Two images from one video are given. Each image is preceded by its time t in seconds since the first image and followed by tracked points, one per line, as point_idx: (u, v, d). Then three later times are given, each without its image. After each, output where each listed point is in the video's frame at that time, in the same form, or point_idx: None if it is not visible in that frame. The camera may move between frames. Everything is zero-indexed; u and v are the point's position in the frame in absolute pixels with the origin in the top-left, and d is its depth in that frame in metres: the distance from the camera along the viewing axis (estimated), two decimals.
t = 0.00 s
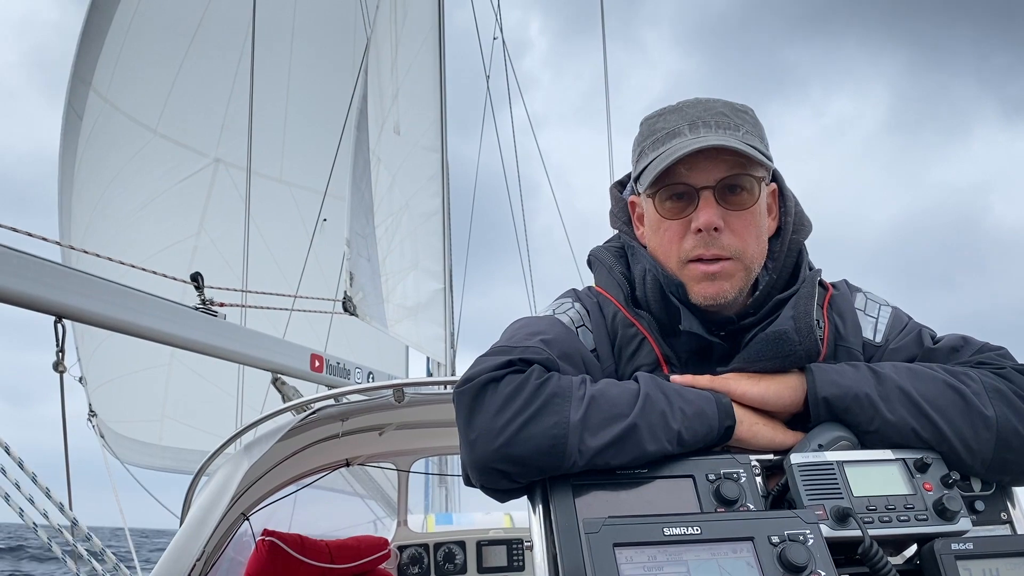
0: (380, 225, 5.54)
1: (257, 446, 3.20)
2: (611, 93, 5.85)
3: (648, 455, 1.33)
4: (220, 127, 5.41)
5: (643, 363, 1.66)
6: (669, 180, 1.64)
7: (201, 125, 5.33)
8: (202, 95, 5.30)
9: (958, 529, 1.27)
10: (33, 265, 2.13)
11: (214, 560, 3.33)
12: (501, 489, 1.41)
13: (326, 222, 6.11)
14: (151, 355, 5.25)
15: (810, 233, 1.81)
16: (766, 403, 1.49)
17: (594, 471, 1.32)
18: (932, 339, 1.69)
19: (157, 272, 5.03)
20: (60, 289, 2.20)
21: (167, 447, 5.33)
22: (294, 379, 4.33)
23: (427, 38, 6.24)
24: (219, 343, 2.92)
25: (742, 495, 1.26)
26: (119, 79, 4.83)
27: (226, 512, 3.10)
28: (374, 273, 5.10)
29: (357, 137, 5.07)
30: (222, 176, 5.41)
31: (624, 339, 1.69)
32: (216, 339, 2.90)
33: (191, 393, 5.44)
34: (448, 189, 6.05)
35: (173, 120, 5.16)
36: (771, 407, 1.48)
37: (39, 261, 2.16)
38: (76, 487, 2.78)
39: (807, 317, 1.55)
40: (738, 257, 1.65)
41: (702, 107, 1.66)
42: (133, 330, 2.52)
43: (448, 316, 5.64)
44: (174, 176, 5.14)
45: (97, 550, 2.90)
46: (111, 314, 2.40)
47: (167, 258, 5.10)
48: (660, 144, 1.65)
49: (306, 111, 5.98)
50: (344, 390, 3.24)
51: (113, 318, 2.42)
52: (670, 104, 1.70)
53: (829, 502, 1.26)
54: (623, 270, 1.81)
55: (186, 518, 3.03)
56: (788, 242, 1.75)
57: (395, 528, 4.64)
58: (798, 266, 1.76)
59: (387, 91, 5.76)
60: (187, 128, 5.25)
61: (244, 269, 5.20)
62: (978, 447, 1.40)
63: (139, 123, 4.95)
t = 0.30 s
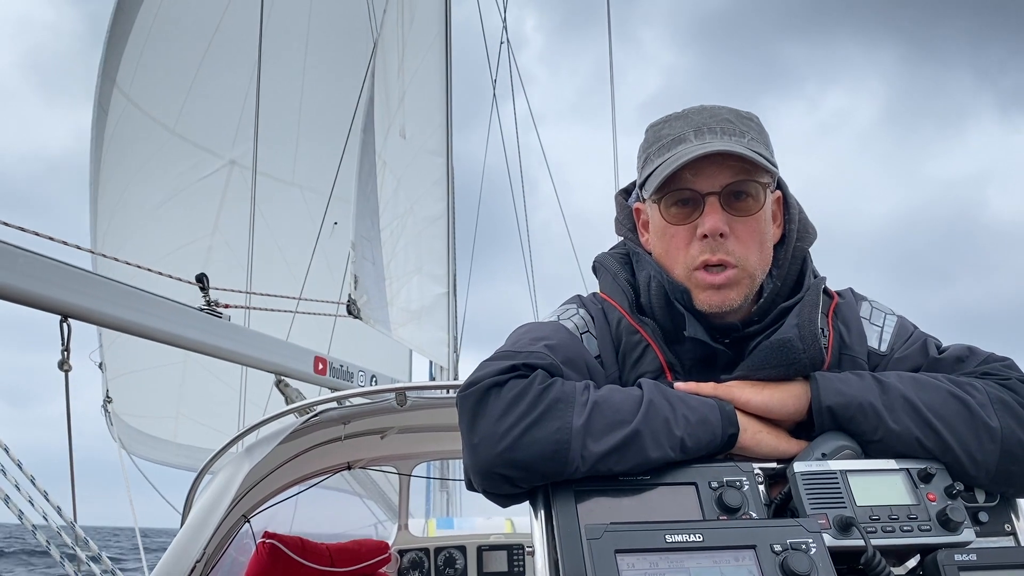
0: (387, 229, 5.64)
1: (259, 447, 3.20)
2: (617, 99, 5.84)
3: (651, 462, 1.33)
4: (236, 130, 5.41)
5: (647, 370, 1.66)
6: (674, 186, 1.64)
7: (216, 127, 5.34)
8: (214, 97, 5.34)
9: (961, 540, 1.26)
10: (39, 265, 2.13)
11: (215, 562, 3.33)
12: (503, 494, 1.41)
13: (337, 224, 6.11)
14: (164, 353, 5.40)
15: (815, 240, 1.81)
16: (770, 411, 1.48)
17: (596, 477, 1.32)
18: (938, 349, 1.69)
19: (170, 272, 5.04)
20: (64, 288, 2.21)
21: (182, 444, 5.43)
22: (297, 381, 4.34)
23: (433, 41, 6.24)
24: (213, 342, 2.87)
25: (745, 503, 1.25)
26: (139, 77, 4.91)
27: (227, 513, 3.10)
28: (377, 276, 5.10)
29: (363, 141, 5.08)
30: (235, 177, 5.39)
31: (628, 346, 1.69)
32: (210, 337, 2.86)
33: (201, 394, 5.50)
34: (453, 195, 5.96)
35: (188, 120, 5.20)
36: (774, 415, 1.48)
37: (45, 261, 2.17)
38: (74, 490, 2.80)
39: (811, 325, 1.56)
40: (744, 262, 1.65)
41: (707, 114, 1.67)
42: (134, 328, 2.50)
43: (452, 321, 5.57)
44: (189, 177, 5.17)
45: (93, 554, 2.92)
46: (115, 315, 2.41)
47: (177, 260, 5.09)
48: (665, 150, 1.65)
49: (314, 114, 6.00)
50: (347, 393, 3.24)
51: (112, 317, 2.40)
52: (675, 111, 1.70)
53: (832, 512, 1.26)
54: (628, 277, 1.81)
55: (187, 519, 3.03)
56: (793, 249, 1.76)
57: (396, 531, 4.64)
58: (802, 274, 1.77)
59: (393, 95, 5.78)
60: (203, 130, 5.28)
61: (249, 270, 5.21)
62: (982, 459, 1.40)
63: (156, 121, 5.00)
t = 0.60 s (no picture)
0: (387, 225, 5.49)
1: (255, 440, 3.20)
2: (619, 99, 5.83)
3: (642, 457, 1.32)
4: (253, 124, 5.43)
5: (642, 367, 1.66)
6: (672, 183, 1.64)
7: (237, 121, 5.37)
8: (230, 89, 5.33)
9: (954, 541, 1.25)
10: (40, 256, 2.12)
11: (209, 555, 3.32)
12: (495, 487, 1.40)
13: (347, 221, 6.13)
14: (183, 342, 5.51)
15: (813, 238, 1.81)
16: (764, 408, 1.48)
17: (588, 471, 1.31)
18: (935, 349, 1.68)
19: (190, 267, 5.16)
20: (65, 279, 2.20)
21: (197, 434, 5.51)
22: (295, 377, 4.34)
23: (437, 38, 6.23)
24: (212, 335, 2.87)
25: (737, 500, 1.25)
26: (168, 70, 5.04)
27: (222, 506, 3.09)
28: (379, 273, 5.09)
29: (367, 138, 5.09)
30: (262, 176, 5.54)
31: (624, 342, 1.69)
32: (208, 331, 2.85)
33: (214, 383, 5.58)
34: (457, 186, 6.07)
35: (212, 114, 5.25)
36: (768, 413, 1.48)
37: (47, 252, 2.16)
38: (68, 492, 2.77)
39: (807, 323, 1.55)
40: (742, 259, 1.64)
41: (705, 111, 1.66)
42: (134, 321, 2.50)
43: (452, 319, 5.65)
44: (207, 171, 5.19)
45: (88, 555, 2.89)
46: (116, 307, 2.40)
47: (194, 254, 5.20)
48: (663, 147, 1.65)
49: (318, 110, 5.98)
50: (344, 387, 3.24)
51: (112, 308, 2.39)
52: (674, 108, 1.69)
53: (824, 510, 1.25)
54: (626, 274, 1.80)
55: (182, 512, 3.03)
56: (790, 247, 1.75)
57: (393, 528, 4.68)
58: (800, 272, 1.76)
59: (397, 92, 5.79)
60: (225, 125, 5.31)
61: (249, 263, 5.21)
62: (976, 460, 1.39)
63: (178, 113, 5.09)
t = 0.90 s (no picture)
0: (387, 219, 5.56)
1: (249, 433, 3.20)
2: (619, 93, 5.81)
3: (633, 453, 1.32)
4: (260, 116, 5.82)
5: (634, 363, 1.66)
6: (667, 179, 1.63)
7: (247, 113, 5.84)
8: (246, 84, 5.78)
9: (942, 538, 1.26)
10: (43, 246, 2.11)
11: (204, 548, 3.32)
12: (486, 482, 1.40)
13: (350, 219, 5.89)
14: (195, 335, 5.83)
15: (806, 235, 1.81)
16: (755, 405, 1.48)
17: (578, 467, 1.31)
18: (928, 348, 1.68)
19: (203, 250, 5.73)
20: (69, 270, 2.20)
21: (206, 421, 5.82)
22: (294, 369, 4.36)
23: (437, 30, 6.19)
24: (215, 329, 2.88)
25: (726, 497, 1.25)
26: (196, 73, 5.79)
27: (216, 499, 3.09)
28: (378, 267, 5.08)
29: (365, 131, 5.08)
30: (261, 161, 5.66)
31: (617, 338, 1.69)
32: (211, 323, 2.86)
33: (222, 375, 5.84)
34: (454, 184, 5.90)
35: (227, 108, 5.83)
36: (759, 410, 1.48)
37: (52, 242, 2.15)
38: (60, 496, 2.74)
39: (799, 320, 1.55)
40: (737, 256, 1.64)
41: (700, 108, 1.66)
42: (140, 313, 2.50)
43: (449, 313, 5.54)
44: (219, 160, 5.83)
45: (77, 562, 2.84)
46: (120, 298, 2.40)
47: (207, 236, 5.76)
48: (657, 144, 1.65)
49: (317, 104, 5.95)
50: (340, 380, 3.24)
51: (116, 302, 2.39)
52: (668, 105, 1.69)
53: (813, 508, 1.25)
54: (619, 270, 1.80)
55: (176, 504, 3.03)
56: (783, 244, 1.76)
57: (388, 521, 4.64)
58: (793, 269, 1.77)
59: (396, 86, 5.79)
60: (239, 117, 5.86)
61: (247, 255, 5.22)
62: (966, 459, 1.39)
63: (204, 107, 5.82)
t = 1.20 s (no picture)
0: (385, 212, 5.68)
1: (246, 427, 3.20)
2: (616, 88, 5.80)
3: (631, 449, 1.32)
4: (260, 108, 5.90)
5: (632, 359, 1.66)
6: (671, 175, 1.63)
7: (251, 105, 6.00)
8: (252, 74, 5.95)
9: (938, 535, 1.26)
10: (49, 239, 2.09)
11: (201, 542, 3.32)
12: (485, 479, 1.40)
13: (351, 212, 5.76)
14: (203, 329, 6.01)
15: (804, 231, 1.82)
16: (753, 403, 1.48)
17: (576, 464, 1.31)
18: (925, 346, 1.69)
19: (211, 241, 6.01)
20: (76, 263, 2.19)
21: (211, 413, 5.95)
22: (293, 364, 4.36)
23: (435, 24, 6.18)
24: (217, 320, 2.87)
25: (724, 493, 1.25)
26: (214, 67, 6.13)
27: (213, 493, 3.09)
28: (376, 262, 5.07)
29: (363, 124, 5.06)
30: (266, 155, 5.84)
31: (615, 334, 1.69)
32: (211, 316, 2.83)
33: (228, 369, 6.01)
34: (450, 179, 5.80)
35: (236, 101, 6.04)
36: (757, 407, 1.48)
37: (57, 235, 2.14)
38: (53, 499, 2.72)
39: (798, 317, 1.55)
40: (742, 250, 1.64)
41: (701, 103, 1.66)
42: (145, 305, 2.49)
43: (446, 307, 5.47)
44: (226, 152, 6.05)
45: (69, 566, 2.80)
46: (124, 291, 2.39)
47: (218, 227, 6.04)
48: (660, 140, 1.64)
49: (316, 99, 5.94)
50: (341, 374, 3.23)
51: (121, 293, 2.39)
52: (669, 101, 1.69)
53: (810, 504, 1.26)
54: (618, 267, 1.80)
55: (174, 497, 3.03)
56: (783, 240, 1.76)
57: (384, 513, 4.60)
58: (792, 266, 1.77)
59: (394, 79, 5.79)
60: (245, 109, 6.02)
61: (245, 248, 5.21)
62: (963, 456, 1.40)
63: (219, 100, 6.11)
